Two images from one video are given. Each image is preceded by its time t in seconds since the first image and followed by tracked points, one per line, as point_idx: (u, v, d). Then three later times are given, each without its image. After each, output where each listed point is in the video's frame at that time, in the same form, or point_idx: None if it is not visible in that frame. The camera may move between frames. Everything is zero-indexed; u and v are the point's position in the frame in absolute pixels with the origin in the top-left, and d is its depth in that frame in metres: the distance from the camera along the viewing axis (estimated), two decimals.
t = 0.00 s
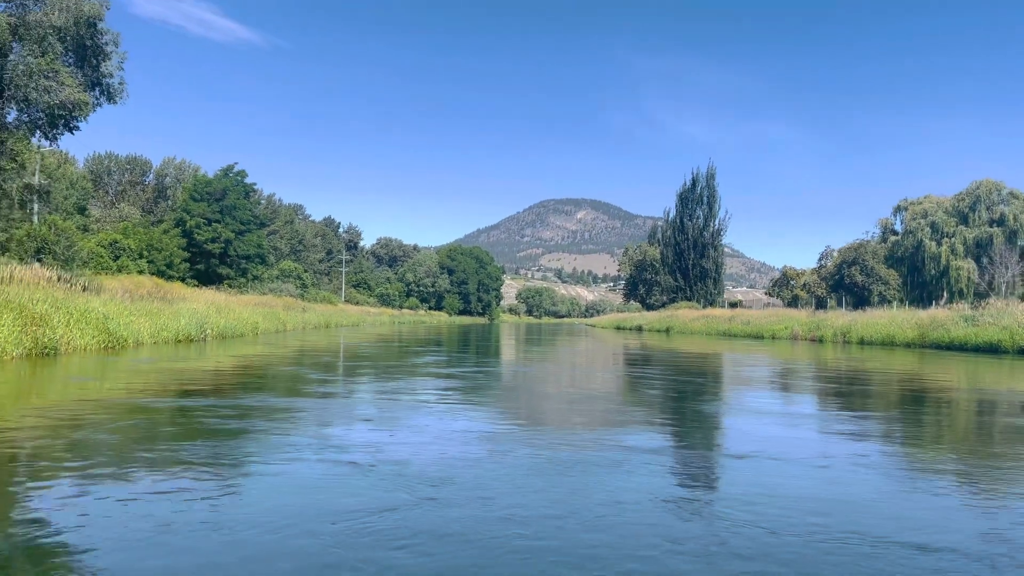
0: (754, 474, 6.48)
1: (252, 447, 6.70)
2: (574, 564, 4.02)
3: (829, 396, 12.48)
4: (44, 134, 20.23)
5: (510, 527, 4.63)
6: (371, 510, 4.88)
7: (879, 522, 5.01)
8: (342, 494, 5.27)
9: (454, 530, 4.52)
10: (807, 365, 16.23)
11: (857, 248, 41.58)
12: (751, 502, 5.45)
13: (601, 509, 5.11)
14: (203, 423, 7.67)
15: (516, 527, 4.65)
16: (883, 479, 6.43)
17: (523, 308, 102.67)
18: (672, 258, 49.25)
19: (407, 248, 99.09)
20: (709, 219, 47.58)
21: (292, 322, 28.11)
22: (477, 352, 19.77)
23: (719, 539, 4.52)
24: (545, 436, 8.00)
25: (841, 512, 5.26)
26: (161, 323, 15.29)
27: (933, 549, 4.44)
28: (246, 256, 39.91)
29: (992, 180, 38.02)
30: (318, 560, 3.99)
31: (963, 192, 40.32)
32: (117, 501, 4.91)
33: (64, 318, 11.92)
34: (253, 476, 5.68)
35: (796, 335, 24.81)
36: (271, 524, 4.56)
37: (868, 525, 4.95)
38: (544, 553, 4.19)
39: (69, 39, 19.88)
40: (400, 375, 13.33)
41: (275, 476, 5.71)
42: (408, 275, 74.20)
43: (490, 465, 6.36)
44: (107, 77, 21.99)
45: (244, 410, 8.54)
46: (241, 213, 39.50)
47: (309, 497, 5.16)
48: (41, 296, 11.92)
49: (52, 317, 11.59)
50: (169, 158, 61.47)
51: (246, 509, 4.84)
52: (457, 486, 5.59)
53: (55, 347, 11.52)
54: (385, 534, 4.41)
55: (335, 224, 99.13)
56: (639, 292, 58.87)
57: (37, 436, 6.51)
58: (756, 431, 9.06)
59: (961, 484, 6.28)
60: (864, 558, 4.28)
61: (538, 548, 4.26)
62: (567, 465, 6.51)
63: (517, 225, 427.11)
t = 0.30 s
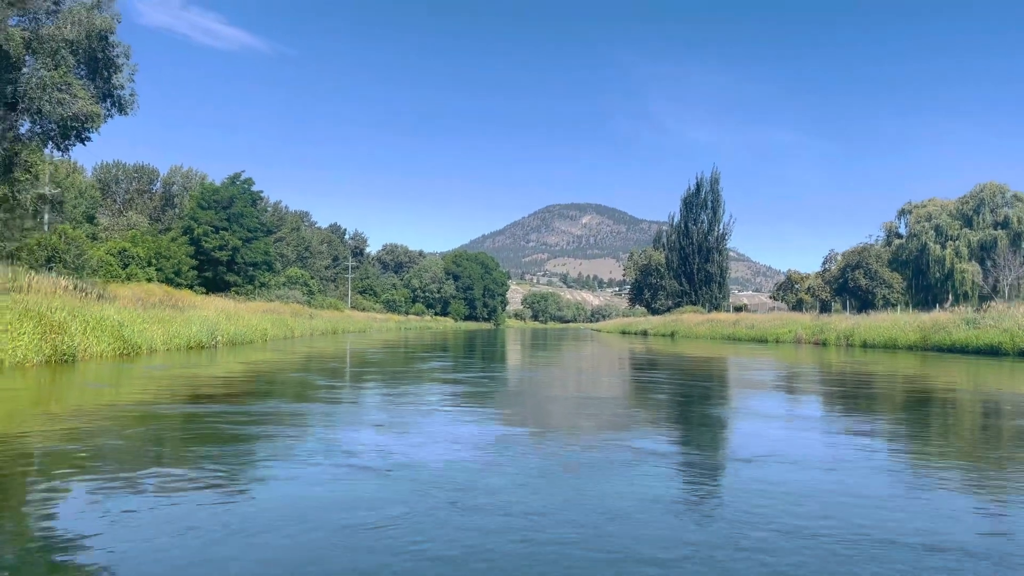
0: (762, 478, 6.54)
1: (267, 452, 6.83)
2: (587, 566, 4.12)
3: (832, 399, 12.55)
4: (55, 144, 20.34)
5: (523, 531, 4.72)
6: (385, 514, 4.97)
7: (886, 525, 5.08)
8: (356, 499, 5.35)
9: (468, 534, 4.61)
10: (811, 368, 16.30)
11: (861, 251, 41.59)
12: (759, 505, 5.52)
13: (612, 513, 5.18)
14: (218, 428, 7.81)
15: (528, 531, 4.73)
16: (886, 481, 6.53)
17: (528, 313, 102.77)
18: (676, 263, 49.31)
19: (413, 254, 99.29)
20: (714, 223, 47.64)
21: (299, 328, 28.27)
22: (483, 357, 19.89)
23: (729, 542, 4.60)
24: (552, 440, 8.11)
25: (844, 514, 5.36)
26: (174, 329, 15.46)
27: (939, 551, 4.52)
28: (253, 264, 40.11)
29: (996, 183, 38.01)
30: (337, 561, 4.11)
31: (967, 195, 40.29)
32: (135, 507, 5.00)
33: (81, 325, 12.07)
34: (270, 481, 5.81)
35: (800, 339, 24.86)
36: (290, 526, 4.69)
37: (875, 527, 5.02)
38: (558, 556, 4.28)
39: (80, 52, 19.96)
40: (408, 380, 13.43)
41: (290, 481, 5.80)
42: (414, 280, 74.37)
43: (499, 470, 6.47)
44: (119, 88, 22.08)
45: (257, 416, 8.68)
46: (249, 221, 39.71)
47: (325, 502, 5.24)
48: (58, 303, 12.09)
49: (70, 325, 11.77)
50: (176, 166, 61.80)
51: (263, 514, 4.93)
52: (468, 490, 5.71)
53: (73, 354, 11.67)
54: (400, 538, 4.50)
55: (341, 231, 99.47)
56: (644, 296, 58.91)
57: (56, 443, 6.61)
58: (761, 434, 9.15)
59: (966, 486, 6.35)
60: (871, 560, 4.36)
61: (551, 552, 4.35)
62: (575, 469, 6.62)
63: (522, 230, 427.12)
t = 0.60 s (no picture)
0: (766, 481, 6.65)
1: (280, 458, 6.99)
2: (596, 568, 4.23)
3: (834, 401, 12.67)
4: (66, 157, 20.51)
5: (532, 535, 4.83)
6: (396, 519, 5.09)
7: (888, 526, 5.19)
8: (368, 504, 5.47)
9: (480, 537, 4.75)
10: (813, 372, 16.39)
11: (862, 254, 41.74)
12: (763, 508, 5.63)
13: (620, 516, 5.31)
14: (231, 435, 7.97)
15: (538, 534, 4.85)
16: (887, 483, 6.65)
17: (533, 319, 102.93)
18: (680, 267, 49.40)
19: (417, 261, 99.51)
20: (717, 228, 47.74)
21: (306, 336, 28.47)
22: (488, 363, 20.04)
23: (733, 543, 4.73)
24: (558, 445, 8.24)
25: (846, 515, 5.49)
26: (184, 337, 15.64)
27: (939, 552, 4.63)
28: (259, 272, 40.30)
29: (998, 186, 38.12)
30: (353, 563, 4.27)
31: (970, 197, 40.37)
32: (153, 513, 5.11)
33: (95, 334, 12.24)
34: (285, 486, 5.96)
35: (802, 342, 24.96)
36: (308, 530, 4.84)
37: (877, 529, 5.12)
38: (567, 559, 4.39)
39: (90, 66, 20.16)
40: (414, 386, 13.55)
41: (304, 487, 5.92)
42: (419, 287, 74.54)
43: (507, 474, 6.62)
44: (128, 101, 22.27)
45: (269, 423, 8.84)
46: (254, 229, 39.90)
47: (338, 508, 5.36)
48: (73, 313, 12.28)
49: (85, 334, 11.95)
50: (182, 175, 62.08)
51: (278, 520, 5.04)
52: (478, 494, 5.86)
53: (88, 362, 11.83)
54: (412, 542, 4.62)
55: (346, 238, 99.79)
56: (648, 301, 59.01)
57: (74, 450, 6.74)
58: (764, 437, 9.27)
59: (967, 487, 6.45)
60: (873, 560, 4.48)
61: (561, 554, 4.46)
62: (581, 473, 6.76)
63: (525, 236, 427.21)
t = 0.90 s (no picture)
0: (769, 483, 6.77)
1: (291, 465, 7.12)
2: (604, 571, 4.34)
3: (836, 405, 12.76)
4: (76, 170, 20.74)
5: (541, 538, 4.95)
6: (407, 525, 5.20)
7: (890, 528, 5.30)
8: (380, 510, 5.59)
9: (489, 540, 4.88)
10: (815, 376, 16.48)
11: (864, 258, 42.08)
12: (766, 511, 5.73)
13: (627, 519, 5.43)
14: (243, 443, 8.09)
15: (546, 538, 4.96)
16: (890, 485, 6.75)
17: (536, 325, 103.12)
18: (683, 273, 49.49)
19: (421, 268, 99.66)
20: (719, 233, 47.81)
21: (311, 344, 28.62)
22: (492, 370, 20.14)
23: (737, 544, 4.86)
24: (563, 450, 8.37)
25: (847, 516, 5.61)
26: (194, 347, 15.79)
27: (938, 552, 4.74)
28: (263, 281, 40.47)
29: (999, 189, 38.16)
30: (368, 567, 4.39)
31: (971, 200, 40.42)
32: (170, 519, 5.24)
33: (110, 344, 12.39)
34: (297, 492, 6.09)
35: (804, 346, 25.03)
36: (322, 536, 4.95)
37: (879, 530, 5.23)
38: (575, 562, 4.50)
39: (99, 80, 20.40)
40: (419, 394, 13.66)
41: (315, 493, 6.05)
42: (423, 294, 74.75)
43: (514, 479, 6.74)
44: (136, 114, 22.51)
45: (279, 431, 8.96)
46: (259, 239, 40.04)
47: (349, 513, 5.49)
48: (87, 323, 12.44)
49: (99, 344, 12.11)
50: (186, 185, 62.38)
51: (292, 526, 5.16)
52: (486, 499, 5.97)
53: (103, 372, 11.99)
54: (422, 546, 4.75)
55: (349, 246, 100.06)
56: (652, 306, 59.08)
57: (92, 458, 6.87)
58: (767, 441, 9.38)
59: (968, 489, 6.55)
60: (873, 560, 4.59)
61: (569, 557, 4.58)
62: (587, 477, 6.87)
63: (529, 242, 427.36)
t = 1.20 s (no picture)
0: (770, 488, 6.86)
1: (300, 472, 7.21)
2: None
3: (836, 409, 12.83)
4: (82, 183, 20.88)
5: (547, 544, 5.04)
6: (413, 534, 5.24)
7: (893, 531, 5.36)
8: (388, 517, 5.68)
9: (497, 546, 4.97)
10: (815, 380, 16.55)
11: (864, 262, 42.21)
12: (770, 516, 5.79)
13: (632, 524, 5.53)
14: (253, 451, 8.20)
15: (553, 545, 5.02)
16: (890, 488, 6.83)
17: (539, 332, 103.11)
18: (684, 279, 49.57)
19: (423, 276, 99.80)
20: (720, 238, 47.90)
21: (315, 353, 28.73)
22: (495, 377, 20.24)
23: (738, 548, 4.95)
24: (567, 456, 8.47)
25: (847, 520, 5.70)
26: (202, 356, 15.90)
27: (940, 556, 4.79)
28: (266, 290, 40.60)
29: (999, 192, 38.20)
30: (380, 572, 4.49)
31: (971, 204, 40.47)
32: (184, 526, 5.34)
33: (121, 354, 12.51)
34: (308, 500, 6.18)
35: (804, 351, 25.09)
36: (334, 542, 5.04)
37: (882, 534, 5.31)
38: (582, 567, 4.57)
39: (106, 95, 20.53)
40: (423, 401, 13.75)
41: (326, 500, 6.15)
42: (425, 302, 74.87)
43: (520, 485, 6.84)
44: (142, 128, 22.64)
45: (288, 439, 9.06)
46: (262, 248, 40.17)
47: (359, 520, 5.58)
48: (98, 333, 12.55)
49: (111, 354, 12.22)
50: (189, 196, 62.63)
51: (301, 534, 5.21)
52: (493, 505, 6.06)
53: (114, 381, 12.11)
54: (432, 552, 4.84)
55: (352, 255, 100.28)
56: (654, 312, 59.14)
57: (107, 468, 6.95)
58: (767, 446, 9.45)
59: (969, 492, 6.60)
60: (873, 562, 4.68)
61: (577, 562, 4.66)
62: (591, 483, 6.96)
63: (530, 249, 427.28)
